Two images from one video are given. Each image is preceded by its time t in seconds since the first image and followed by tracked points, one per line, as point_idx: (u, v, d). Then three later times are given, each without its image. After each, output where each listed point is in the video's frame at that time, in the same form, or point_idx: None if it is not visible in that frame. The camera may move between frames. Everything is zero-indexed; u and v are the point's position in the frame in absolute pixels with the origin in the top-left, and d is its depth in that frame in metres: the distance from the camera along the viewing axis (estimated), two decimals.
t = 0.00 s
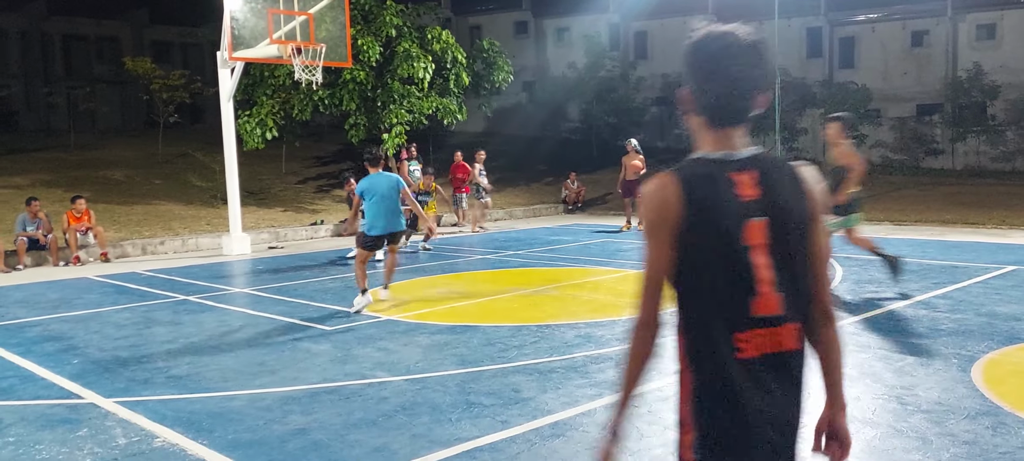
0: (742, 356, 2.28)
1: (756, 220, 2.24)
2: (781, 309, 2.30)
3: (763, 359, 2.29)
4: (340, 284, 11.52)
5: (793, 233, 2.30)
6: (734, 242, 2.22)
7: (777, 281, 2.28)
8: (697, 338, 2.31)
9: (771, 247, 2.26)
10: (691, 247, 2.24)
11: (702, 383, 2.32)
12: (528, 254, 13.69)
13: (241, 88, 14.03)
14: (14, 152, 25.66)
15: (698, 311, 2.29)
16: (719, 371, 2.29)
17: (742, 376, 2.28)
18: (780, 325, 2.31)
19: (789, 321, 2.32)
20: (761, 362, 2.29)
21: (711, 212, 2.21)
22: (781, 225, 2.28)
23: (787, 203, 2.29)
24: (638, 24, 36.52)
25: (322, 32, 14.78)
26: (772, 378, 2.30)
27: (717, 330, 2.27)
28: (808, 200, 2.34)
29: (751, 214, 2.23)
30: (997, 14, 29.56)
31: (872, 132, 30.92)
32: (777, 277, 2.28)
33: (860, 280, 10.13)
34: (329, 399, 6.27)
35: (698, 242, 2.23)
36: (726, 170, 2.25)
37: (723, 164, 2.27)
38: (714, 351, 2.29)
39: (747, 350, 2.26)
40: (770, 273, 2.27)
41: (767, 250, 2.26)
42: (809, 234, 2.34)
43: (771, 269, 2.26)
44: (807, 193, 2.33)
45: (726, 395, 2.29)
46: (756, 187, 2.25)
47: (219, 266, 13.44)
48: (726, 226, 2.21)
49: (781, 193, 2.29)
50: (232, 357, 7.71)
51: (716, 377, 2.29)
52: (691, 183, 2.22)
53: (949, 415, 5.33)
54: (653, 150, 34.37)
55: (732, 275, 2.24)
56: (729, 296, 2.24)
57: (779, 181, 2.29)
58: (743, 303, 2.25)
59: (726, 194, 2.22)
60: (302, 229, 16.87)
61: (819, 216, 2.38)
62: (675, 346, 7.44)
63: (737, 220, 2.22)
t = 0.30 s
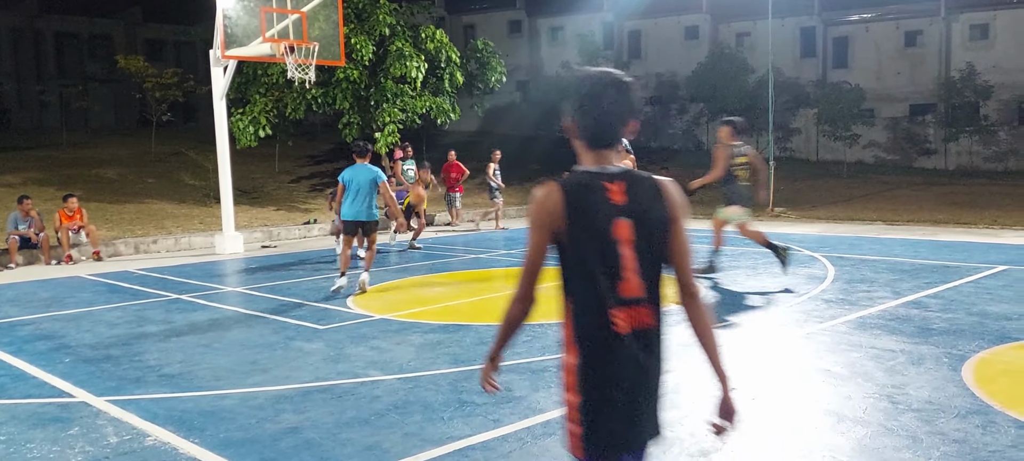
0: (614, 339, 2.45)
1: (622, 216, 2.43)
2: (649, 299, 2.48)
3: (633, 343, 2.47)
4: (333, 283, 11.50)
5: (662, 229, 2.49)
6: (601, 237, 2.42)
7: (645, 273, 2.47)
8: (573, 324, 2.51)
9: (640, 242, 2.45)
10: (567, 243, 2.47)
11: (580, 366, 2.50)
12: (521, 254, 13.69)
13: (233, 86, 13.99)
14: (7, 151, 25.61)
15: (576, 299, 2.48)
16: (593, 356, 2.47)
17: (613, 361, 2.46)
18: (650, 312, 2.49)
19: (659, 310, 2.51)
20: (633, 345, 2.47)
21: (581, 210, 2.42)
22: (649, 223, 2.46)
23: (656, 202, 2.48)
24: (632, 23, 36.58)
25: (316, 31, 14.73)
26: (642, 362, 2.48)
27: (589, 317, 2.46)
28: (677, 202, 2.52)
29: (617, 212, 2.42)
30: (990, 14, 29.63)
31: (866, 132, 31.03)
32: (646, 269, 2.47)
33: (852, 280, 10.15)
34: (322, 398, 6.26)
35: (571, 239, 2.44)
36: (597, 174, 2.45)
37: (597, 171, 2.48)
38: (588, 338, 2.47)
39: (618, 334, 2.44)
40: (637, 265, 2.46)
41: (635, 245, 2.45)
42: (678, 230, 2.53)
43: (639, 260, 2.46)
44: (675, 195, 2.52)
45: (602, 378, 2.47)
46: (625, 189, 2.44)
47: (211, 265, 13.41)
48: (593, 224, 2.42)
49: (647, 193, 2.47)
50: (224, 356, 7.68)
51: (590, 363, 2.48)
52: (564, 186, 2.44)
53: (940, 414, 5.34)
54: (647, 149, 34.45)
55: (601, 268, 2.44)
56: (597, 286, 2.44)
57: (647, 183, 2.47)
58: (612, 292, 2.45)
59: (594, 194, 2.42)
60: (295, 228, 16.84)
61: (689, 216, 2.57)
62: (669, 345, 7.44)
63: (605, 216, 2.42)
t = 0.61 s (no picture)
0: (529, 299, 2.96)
1: (538, 198, 2.95)
2: (558, 267, 3.00)
3: (544, 303, 2.97)
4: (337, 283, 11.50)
5: (569, 210, 3.04)
6: (522, 216, 2.93)
7: (555, 245, 3.00)
8: (496, 290, 2.98)
9: (551, 219, 2.98)
10: (491, 221, 2.94)
11: (500, 322, 2.97)
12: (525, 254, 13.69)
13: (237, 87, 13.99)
14: (12, 150, 25.70)
15: (498, 267, 2.96)
16: (513, 315, 2.95)
17: (528, 317, 2.95)
18: (558, 278, 3.01)
19: (566, 276, 3.03)
20: (545, 305, 2.97)
21: (506, 191, 2.91)
22: (558, 204, 3.00)
23: (564, 189, 3.02)
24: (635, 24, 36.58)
25: (320, 32, 14.73)
26: (553, 320, 2.98)
27: (509, 282, 2.94)
28: (580, 188, 3.08)
29: (534, 195, 2.94)
30: (995, 14, 29.47)
31: (870, 134, 30.98)
32: (556, 242, 3.00)
33: (856, 281, 10.13)
34: (324, 398, 6.26)
35: (496, 215, 2.91)
36: (518, 163, 2.95)
37: (517, 161, 2.99)
38: (509, 299, 2.95)
39: (531, 296, 2.94)
40: (549, 239, 2.98)
41: (547, 221, 2.97)
42: (580, 211, 3.08)
43: (550, 235, 2.98)
44: (579, 181, 3.07)
45: (519, 334, 2.95)
46: (540, 175, 2.96)
47: (215, 265, 13.43)
48: (514, 203, 2.92)
49: (558, 180, 3.01)
50: (227, 356, 7.69)
51: (510, 320, 2.95)
52: (490, 172, 2.92)
53: (944, 417, 5.33)
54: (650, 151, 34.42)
55: (521, 240, 2.94)
56: (518, 255, 2.93)
57: (558, 172, 3.00)
58: (529, 259, 2.95)
59: (515, 180, 2.93)
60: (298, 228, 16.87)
61: (591, 201, 3.12)
62: (671, 346, 7.45)
63: (525, 197, 2.93)
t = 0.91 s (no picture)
0: (467, 292, 3.50)
1: (479, 207, 3.49)
2: (494, 266, 3.55)
3: (480, 296, 3.53)
4: (351, 292, 11.54)
5: (506, 218, 3.59)
6: (465, 220, 3.47)
7: (493, 247, 3.54)
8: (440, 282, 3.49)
9: (490, 225, 3.53)
10: (439, 224, 3.46)
11: (441, 311, 3.50)
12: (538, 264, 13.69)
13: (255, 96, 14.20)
14: (32, 158, 25.98)
15: (442, 264, 3.48)
16: (454, 305, 3.49)
17: (466, 307, 3.50)
18: (494, 275, 3.56)
19: (501, 274, 3.58)
20: (481, 297, 3.53)
21: (452, 201, 3.45)
22: (496, 212, 3.54)
23: (502, 199, 3.57)
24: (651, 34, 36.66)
25: (337, 43, 14.75)
26: (487, 310, 3.55)
27: (451, 276, 3.48)
28: (516, 198, 3.63)
29: (476, 205, 3.48)
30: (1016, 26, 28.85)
31: (887, 144, 30.98)
32: (493, 245, 3.54)
33: (872, 294, 10.06)
34: (338, 408, 6.29)
35: (444, 220, 3.45)
36: (463, 176, 3.49)
37: (462, 175, 3.52)
38: (450, 292, 3.49)
39: (467, 289, 3.49)
40: (485, 242, 3.52)
41: (486, 227, 3.51)
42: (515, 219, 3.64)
43: (489, 240, 3.53)
44: (517, 193, 3.62)
45: (456, 321, 3.49)
46: (482, 187, 3.50)
47: (231, 273, 13.51)
48: (459, 212, 3.46)
49: (497, 191, 3.55)
50: (242, 365, 7.73)
51: (452, 310, 3.49)
52: (439, 185, 3.46)
53: (962, 434, 5.28)
54: (664, 160, 34.42)
55: (464, 243, 3.47)
56: (459, 254, 3.47)
57: (497, 186, 3.54)
58: (469, 259, 3.49)
59: (461, 191, 3.47)
60: (313, 237, 16.95)
61: (526, 210, 3.67)
62: (686, 359, 7.43)
63: (468, 205, 3.47)
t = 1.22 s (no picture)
0: (464, 327, 3.82)
1: (476, 251, 3.85)
2: (490, 305, 3.86)
3: (477, 332, 3.84)
4: (385, 335, 11.57)
5: (503, 261, 3.90)
6: (462, 261, 3.83)
7: (490, 287, 3.85)
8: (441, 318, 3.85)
9: (487, 267, 3.85)
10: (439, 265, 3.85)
11: (441, 345, 3.85)
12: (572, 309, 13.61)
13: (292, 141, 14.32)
14: (78, 201, 26.61)
15: (442, 302, 3.84)
16: (453, 338, 3.82)
17: (464, 342, 3.82)
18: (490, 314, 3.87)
19: (497, 312, 3.88)
20: (477, 333, 3.84)
21: (452, 245, 3.84)
22: (493, 255, 3.87)
23: (499, 244, 3.89)
24: (685, 79, 36.79)
25: (375, 88, 15.07)
26: (483, 346, 3.84)
27: (449, 312, 3.83)
28: (514, 244, 3.94)
29: (473, 248, 3.84)
30: None
31: (927, 190, 30.38)
32: (490, 285, 3.85)
33: (914, 343, 9.82)
34: (370, 451, 6.28)
35: (446, 262, 3.84)
36: (464, 222, 3.87)
37: (464, 222, 3.91)
38: (450, 327, 3.83)
39: (463, 324, 3.81)
40: (482, 281, 3.84)
41: (483, 269, 3.85)
42: (512, 262, 3.95)
43: (485, 280, 3.84)
44: (514, 240, 3.93)
45: (453, 354, 3.82)
46: (479, 233, 3.86)
47: (267, 315, 13.64)
48: (458, 253, 3.83)
49: (494, 237, 3.89)
50: (276, 406, 7.77)
51: (450, 343, 3.82)
52: (440, 230, 3.86)
53: None
54: (699, 204, 34.25)
55: (461, 282, 3.82)
56: (455, 292, 3.82)
57: (495, 232, 3.88)
58: (466, 297, 3.82)
59: (461, 236, 3.85)
60: (348, 279, 17.07)
61: (523, 255, 3.97)
62: (722, 407, 7.31)
63: (466, 249, 3.84)
